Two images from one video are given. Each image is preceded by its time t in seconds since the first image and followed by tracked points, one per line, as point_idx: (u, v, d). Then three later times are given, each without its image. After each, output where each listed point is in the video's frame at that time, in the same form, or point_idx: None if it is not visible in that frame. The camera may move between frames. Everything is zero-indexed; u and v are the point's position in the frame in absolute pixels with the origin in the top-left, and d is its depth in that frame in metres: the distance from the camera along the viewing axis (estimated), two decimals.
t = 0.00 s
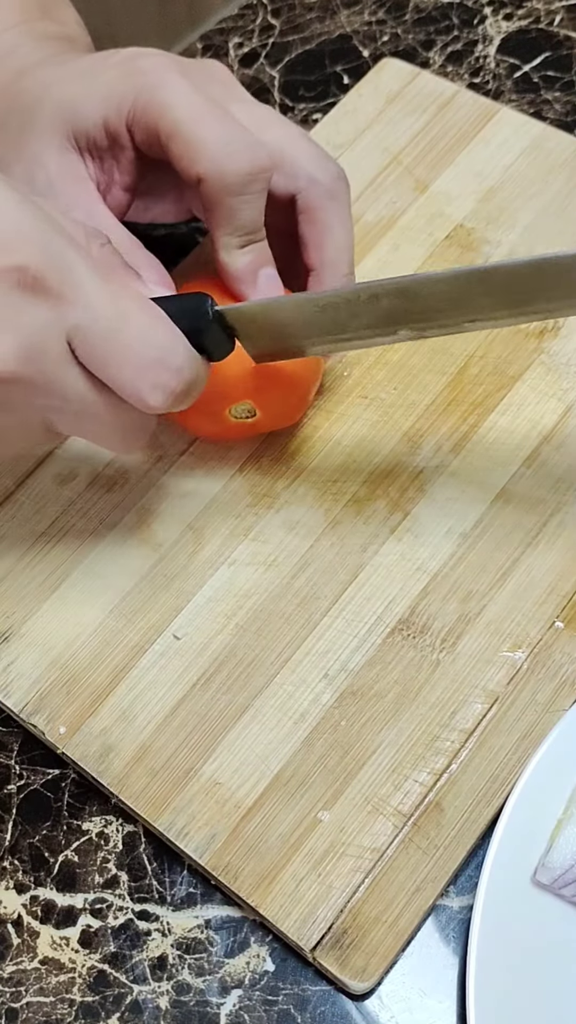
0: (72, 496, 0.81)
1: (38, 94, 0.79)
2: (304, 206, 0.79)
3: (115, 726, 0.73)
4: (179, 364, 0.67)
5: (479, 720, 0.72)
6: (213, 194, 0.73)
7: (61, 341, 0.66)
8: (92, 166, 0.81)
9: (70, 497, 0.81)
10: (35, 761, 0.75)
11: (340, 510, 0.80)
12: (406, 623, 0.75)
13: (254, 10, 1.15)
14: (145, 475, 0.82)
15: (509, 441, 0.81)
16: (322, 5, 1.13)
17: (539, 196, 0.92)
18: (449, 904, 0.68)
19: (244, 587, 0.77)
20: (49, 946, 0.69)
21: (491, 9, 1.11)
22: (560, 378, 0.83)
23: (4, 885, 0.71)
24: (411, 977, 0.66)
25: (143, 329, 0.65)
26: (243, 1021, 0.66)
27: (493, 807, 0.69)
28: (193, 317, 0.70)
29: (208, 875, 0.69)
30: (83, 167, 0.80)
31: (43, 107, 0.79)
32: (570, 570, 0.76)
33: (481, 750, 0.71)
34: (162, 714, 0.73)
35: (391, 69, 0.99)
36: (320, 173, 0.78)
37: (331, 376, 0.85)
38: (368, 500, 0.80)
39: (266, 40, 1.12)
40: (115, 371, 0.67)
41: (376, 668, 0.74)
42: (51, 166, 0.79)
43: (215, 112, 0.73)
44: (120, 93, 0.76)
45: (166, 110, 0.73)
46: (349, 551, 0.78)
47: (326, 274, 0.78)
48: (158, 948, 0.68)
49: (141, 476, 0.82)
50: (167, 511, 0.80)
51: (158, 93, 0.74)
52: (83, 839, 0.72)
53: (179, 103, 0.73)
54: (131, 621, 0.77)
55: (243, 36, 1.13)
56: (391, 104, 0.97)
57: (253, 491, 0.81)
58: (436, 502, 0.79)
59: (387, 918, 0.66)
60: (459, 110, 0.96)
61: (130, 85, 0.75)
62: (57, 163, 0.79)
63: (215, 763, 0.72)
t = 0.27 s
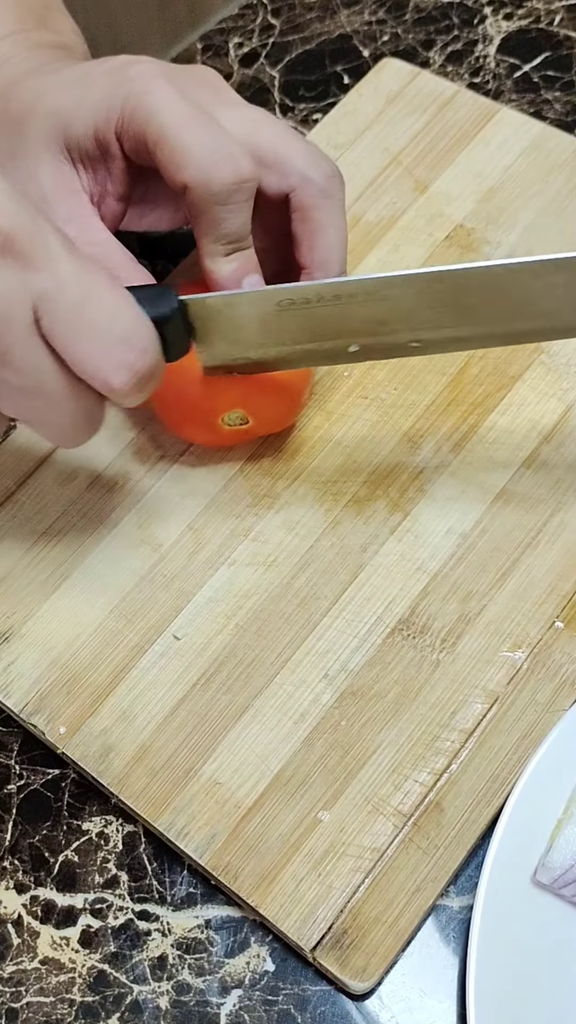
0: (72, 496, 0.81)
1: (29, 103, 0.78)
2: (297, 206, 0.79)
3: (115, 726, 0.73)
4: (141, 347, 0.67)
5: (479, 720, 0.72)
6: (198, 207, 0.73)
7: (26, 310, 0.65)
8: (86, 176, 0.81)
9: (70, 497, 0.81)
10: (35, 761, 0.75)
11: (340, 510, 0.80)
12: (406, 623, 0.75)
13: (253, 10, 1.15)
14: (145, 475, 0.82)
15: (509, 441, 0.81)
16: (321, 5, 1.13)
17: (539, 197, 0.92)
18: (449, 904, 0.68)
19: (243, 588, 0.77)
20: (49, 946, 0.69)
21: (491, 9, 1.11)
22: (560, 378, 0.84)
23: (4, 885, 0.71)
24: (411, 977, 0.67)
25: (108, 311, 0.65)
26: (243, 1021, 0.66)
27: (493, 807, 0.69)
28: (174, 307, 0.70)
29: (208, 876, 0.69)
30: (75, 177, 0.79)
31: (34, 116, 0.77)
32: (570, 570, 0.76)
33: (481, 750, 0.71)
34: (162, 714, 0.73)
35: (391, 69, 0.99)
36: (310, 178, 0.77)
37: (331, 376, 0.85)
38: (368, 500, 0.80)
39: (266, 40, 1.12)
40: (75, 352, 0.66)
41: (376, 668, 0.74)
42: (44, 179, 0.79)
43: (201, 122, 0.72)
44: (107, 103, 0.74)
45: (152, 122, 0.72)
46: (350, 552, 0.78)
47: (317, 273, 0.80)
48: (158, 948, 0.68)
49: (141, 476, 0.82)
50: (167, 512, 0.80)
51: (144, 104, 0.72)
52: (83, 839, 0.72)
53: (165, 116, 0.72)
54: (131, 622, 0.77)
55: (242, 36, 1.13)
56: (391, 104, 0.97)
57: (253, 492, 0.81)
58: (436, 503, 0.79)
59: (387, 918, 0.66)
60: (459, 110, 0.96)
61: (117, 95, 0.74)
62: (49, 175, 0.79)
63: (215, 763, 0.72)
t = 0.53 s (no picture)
0: (72, 497, 0.81)
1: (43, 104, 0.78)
2: (307, 206, 0.79)
3: (115, 726, 0.73)
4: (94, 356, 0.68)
5: (479, 720, 0.72)
6: (210, 208, 0.72)
7: None
8: (96, 179, 0.80)
9: (70, 497, 0.81)
10: (35, 761, 0.75)
11: (340, 509, 0.80)
12: (406, 623, 0.75)
13: (254, 10, 1.15)
14: (146, 476, 0.82)
15: (509, 441, 0.81)
16: (321, 5, 1.13)
17: (539, 197, 0.92)
18: (449, 904, 0.68)
19: (243, 588, 0.77)
20: (49, 946, 0.69)
21: (491, 8, 1.11)
22: (560, 378, 0.84)
23: (4, 885, 0.71)
24: (411, 976, 0.67)
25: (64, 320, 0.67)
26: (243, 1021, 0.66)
27: (493, 807, 0.69)
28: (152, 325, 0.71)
29: (209, 876, 0.69)
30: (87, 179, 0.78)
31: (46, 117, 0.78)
32: (570, 570, 0.76)
33: (481, 749, 0.71)
34: (162, 714, 0.73)
35: (391, 68, 0.99)
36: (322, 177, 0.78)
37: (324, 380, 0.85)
38: (368, 500, 0.80)
39: (266, 40, 1.12)
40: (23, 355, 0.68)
41: (376, 668, 0.74)
42: (55, 179, 0.77)
43: (213, 123, 0.72)
44: (120, 104, 0.74)
45: (167, 121, 0.72)
46: (350, 551, 0.78)
47: (327, 275, 0.79)
48: (158, 948, 0.68)
49: (142, 476, 0.82)
50: (167, 512, 0.80)
51: (159, 104, 0.73)
52: (83, 839, 0.72)
53: (180, 115, 0.72)
54: (131, 622, 0.77)
55: (243, 36, 1.13)
56: (391, 104, 0.97)
57: (253, 492, 0.81)
58: (436, 503, 0.79)
59: (387, 917, 0.66)
60: (459, 110, 0.96)
61: (130, 96, 0.74)
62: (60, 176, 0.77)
63: (215, 763, 0.72)
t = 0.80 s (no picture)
0: (71, 497, 0.81)
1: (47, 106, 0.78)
2: (306, 207, 0.80)
3: (115, 726, 0.73)
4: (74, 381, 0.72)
5: (480, 719, 0.72)
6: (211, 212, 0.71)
7: None
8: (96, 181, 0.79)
9: (70, 497, 0.81)
10: (35, 761, 0.75)
11: (340, 509, 0.80)
12: (406, 622, 0.75)
13: (254, 10, 1.15)
14: (146, 476, 0.82)
15: (509, 441, 0.81)
16: (321, 5, 1.13)
17: (540, 196, 0.92)
18: (449, 904, 0.68)
19: (243, 588, 0.77)
20: (49, 946, 0.69)
21: (491, 9, 1.11)
22: (560, 378, 0.84)
23: (4, 885, 0.71)
24: (410, 976, 0.67)
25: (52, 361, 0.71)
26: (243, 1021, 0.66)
27: (493, 806, 0.69)
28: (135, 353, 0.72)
29: (209, 876, 0.69)
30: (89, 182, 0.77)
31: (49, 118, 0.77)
32: (570, 570, 0.76)
33: (481, 749, 0.71)
34: (162, 715, 0.73)
35: (391, 68, 0.99)
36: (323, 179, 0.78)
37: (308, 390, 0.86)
38: (368, 500, 0.80)
39: (266, 40, 1.12)
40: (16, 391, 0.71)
41: (376, 668, 0.74)
42: (55, 180, 0.76)
43: (215, 126, 0.71)
44: (122, 107, 0.74)
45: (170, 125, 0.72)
46: (350, 551, 0.78)
47: (325, 278, 0.80)
48: (158, 948, 0.68)
49: (142, 477, 0.82)
50: (167, 512, 0.80)
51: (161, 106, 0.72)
52: (83, 839, 0.72)
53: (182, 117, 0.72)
54: (131, 622, 0.77)
55: (243, 35, 1.13)
56: (391, 103, 0.97)
57: (252, 492, 0.81)
58: (436, 503, 0.79)
59: (387, 917, 0.66)
60: (460, 110, 0.96)
61: (132, 98, 0.74)
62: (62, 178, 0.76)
63: (215, 763, 0.72)
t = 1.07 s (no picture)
0: (79, 496, 0.81)
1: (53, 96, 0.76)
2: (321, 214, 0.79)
3: (125, 724, 0.73)
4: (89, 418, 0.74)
5: (489, 717, 0.72)
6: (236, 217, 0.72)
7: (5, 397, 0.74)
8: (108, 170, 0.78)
9: (79, 496, 0.81)
10: (35, 761, 0.75)
11: (349, 507, 0.80)
12: (415, 620, 0.75)
13: (254, 10, 1.15)
14: (154, 474, 0.82)
15: (518, 439, 0.81)
16: (322, 5, 1.13)
17: (546, 194, 0.92)
18: (450, 904, 0.68)
19: (253, 586, 0.77)
20: (49, 946, 0.69)
21: (491, 9, 1.11)
22: (568, 375, 0.84)
23: (4, 885, 0.71)
24: (411, 977, 0.67)
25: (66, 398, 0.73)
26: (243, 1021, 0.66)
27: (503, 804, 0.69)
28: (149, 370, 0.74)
29: (219, 874, 0.69)
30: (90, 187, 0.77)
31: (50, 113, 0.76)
32: None
33: (491, 746, 0.71)
34: (171, 713, 0.73)
35: (396, 67, 0.99)
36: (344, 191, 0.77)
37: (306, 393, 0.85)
38: (377, 498, 0.80)
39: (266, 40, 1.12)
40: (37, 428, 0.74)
41: (386, 666, 0.74)
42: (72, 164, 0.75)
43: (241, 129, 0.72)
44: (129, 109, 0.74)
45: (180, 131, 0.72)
46: (358, 549, 0.78)
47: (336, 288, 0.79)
48: (158, 948, 0.68)
49: (150, 476, 0.82)
50: (175, 510, 0.80)
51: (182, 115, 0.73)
52: (83, 839, 0.72)
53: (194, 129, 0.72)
54: (140, 621, 0.77)
55: (242, 35, 1.13)
56: (397, 102, 0.97)
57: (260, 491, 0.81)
58: (445, 501, 0.79)
59: (397, 914, 0.66)
60: (465, 108, 0.96)
61: (141, 104, 0.74)
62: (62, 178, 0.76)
63: (224, 762, 0.71)
